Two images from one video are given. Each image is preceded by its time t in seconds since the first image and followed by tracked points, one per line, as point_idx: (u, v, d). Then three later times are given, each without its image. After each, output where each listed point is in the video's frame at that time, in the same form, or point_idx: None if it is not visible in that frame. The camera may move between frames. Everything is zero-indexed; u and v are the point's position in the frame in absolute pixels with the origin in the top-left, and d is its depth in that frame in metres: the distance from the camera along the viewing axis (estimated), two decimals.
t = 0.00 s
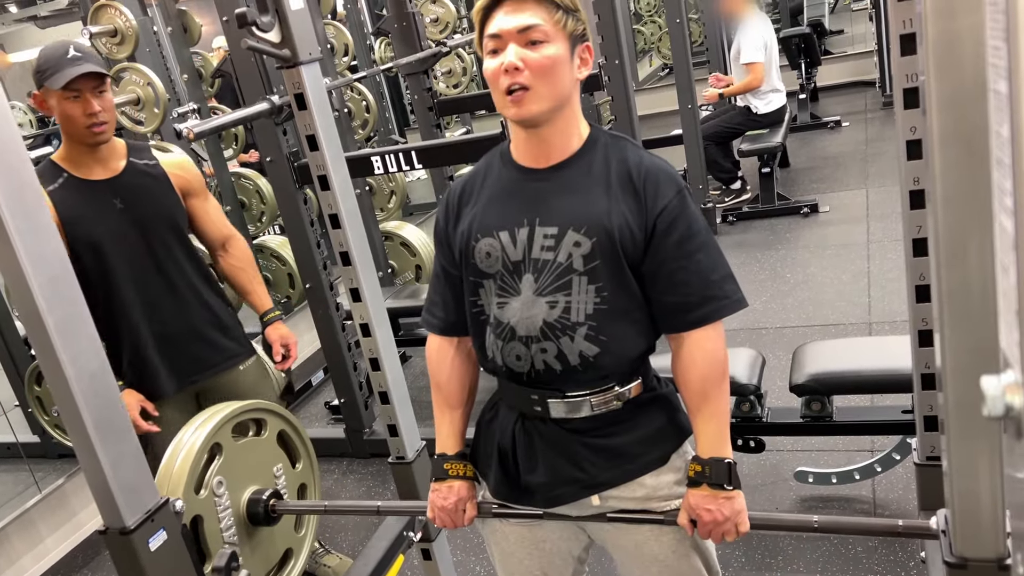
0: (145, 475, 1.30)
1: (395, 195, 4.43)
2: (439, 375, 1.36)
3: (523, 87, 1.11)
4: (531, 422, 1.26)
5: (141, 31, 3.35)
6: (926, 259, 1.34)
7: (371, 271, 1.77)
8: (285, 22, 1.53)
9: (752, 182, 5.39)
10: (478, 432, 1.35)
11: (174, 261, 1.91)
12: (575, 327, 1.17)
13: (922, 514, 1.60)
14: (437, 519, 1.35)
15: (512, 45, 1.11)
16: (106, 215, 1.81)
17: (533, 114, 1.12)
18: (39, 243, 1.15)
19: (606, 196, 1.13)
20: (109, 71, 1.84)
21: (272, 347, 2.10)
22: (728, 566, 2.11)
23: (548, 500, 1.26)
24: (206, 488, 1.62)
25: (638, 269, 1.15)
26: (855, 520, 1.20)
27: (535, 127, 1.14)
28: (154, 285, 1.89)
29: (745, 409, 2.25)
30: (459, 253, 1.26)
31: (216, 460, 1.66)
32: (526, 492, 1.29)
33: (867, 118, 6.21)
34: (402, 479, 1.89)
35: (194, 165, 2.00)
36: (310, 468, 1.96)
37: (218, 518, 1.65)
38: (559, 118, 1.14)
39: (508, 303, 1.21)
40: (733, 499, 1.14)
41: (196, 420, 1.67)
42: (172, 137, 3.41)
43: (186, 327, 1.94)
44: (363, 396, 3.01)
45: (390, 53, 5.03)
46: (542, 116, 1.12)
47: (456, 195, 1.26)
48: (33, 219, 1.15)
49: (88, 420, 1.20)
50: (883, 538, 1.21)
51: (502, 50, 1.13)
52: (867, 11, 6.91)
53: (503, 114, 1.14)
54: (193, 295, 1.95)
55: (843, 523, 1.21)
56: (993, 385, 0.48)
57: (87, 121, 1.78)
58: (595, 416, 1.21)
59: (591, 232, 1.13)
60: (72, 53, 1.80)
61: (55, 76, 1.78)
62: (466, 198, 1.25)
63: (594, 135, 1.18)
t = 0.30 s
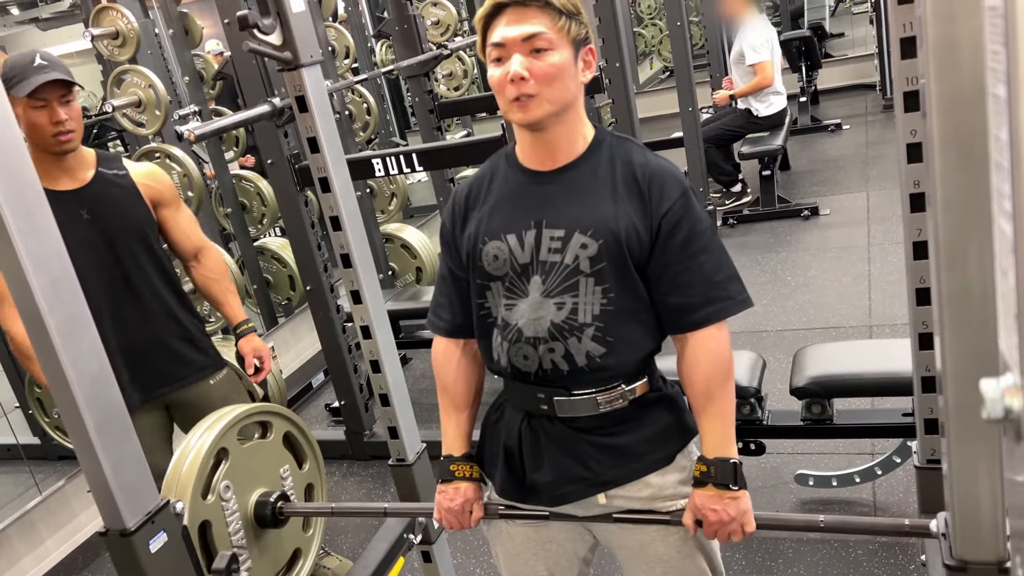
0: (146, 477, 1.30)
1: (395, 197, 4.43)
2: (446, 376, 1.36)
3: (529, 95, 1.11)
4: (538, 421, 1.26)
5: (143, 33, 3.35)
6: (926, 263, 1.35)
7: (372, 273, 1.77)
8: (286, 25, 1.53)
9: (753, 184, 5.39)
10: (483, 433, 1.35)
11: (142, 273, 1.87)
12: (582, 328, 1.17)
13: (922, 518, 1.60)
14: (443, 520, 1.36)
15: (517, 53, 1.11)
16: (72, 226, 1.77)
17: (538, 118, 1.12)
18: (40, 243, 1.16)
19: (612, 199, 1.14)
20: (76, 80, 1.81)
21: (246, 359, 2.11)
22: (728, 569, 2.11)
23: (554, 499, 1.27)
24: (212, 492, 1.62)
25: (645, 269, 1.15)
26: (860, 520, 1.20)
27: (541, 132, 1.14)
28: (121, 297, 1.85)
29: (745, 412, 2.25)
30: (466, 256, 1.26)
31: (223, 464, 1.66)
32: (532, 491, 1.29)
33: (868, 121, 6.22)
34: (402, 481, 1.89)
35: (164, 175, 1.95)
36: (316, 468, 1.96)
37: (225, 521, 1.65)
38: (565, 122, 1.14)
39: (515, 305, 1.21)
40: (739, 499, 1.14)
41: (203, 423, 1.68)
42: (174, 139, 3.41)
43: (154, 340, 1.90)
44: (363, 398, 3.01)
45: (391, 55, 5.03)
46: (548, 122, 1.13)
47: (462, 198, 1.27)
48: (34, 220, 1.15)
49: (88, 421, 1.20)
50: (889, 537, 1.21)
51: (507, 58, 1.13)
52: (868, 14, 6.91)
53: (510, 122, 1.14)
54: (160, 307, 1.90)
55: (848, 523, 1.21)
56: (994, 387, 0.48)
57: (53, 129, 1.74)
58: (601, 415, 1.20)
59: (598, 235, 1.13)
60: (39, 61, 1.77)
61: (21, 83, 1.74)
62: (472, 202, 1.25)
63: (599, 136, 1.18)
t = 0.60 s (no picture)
0: (147, 477, 1.30)
1: (396, 198, 4.43)
2: (444, 385, 1.35)
3: (513, 96, 1.11)
4: (544, 425, 1.27)
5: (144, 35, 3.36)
6: (926, 264, 1.35)
7: (372, 274, 1.77)
8: (287, 26, 1.53)
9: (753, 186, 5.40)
10: (489, 436, 1.35)
11: (118, 284, 1.87)
12: (582, 344, 1.18)
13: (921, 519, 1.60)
14: (450, 522, 1.37)
15: (501, 52, 1.11)
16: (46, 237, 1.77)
17: (523, 122, 1.12)
18: (42, 244, 1.16)
19: (603, 211, 1.13)
20: (55, 87, 1.77)
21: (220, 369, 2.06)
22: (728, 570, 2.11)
23: (563, 500, 1.27)
24: (222, 495, 1.63)
25: (639, 280, 1.15)
26: (862, 519, 1.20)
27: (526, 132, 1.13)
28: (99, 308, 1.85)
29: (746, 413, 2.25)
30: (458, 271, 1.27)
31: (231, 466, 1.67)
32: (539, 492, 1.29)
33: (869, 122, 6.22)
34: (403, 482, 1.89)
35: (141, 184, 1.94)
36: (325, 465, 1.97)
37: (235, 523, 1.65)
38: (551, 122, 1.13)
39: (512, 323, 1.22)
40: (743, 501, 1.15)
41: (209, 427, 1.68)
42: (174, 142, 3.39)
43: (131, 350, 1.90)
44: (364, 399, 3.01)
45: (392, 56, 5.04)
46: (533, 121, 1.12)
47: (449, 211, 1.26)
48: (36, 220, 1.16)
49: (89, 420, 1.20)
50: (891, 534, 1.21)
51: (491, 56, 1.13)
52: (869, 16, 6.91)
53: (493, 119, 1.14)
54: (137, 316, 1.90)
55: (851, 523, 1.21)
56: (991, 388, 0.48)
57: (30, 139, 1.72)
58: (607, 419, 1.22)
59: (591, 251, 1.13)
60: (18, 68, 1.72)
61: None
62: (460, 215, 1.24)
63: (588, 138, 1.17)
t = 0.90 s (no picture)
0: (147, 477, 1.30)
1: (397, 198, 4.43)
2: (444, 402, 1.35)
3: (496, 117, 1.08)
4: (551, 426, 1.27)
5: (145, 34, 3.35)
6: (928, 263, 1.35)
7: (373, 273, 1.77)
8: (288, 25, 1.53)
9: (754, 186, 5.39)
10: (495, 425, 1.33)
11: (110, 284, 1.86)
12: (585, 365, 1.19)
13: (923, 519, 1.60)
14: (455, 528, 1.39)
15: (483, 72, 1.09)
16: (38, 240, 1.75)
17: (508, 144, 1.09)
18: (43, 243, 1.16)
19: (595, 237, 1.11)
20: (38, 91, 1.72)
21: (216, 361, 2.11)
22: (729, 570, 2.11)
23: (570, 497, 1.29)
24: (226, 512, 1.62)
25: (635, 301, 1.14)
26: (861, 525, 1.19)
27: (513, 153, 1.10)
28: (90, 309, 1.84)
29: (747, 412, 2.25)
30: (455, 297, 1.26)
31: (233, 480, 1.66)
32: (545, 490, 1.31)
33: (870, 122, 6.22)
34: (403, 482, 1.89)
35: (129, 180, 1.95)
36: (325, 457, 1.97)
37: (243, 535, 1.65)
38: (538, 142, 1.10)
39: (514, 346, 1.23)
40: (744, 513, 1.16)
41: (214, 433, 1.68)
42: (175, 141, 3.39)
43: (127, 349, 1.90)
44: (365, 399, 3.01)
45: (393, 56, 5.04)
46: (519, 140, 1.09)
47: (439, 238, 1.23)
48: (36, 219, 1.16)
49: (90, 420, 1.20)
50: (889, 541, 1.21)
51: (472, 77, 1.10)
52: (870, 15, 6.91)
53: (477, 141, 1.11)
54: (130, 316, 1.90)
55: (851, 529, 1.21)
56: (995, 386, 0.48)
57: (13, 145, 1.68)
58: (611, 421, 1.22)
59: (585, 282, 1.12)
60: None
61: None
62: (452, 242, 1.22)
63: (575, 155, 1.14)
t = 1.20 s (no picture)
0: (148, 476, 1.30)
1: (397, 196, 4.43)
2: (446, 425, 1.35)
3: (488, 175, 1.05)
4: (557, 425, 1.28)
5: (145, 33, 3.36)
6: (928, 261, 1.35)
7: (373, 271, 1.77)
8: (288, 23, 1.53)
9: (755, 184, 5.40)
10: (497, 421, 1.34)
11: (108, 282, 1.85)
12: (592, 386, 1.20)
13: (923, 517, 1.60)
14: (458, 541, 1.41)
15: (467, 131, 1.04)
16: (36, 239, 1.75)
17: (501, 198, 1.07)
18: (43, 241, 1.16)
19: (592, 268, 1.10)
20: (31, 90, 1.71)
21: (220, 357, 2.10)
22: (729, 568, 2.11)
23: (575, 488, 1.30)
24: (232, 537, 1.61)
25: (634, 325, 1.14)
26: (862, 541, 1.20)
27: (507, 202, 1.08)
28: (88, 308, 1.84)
29: (747, 410, 2.25)
30: (458, 325, 1.26)
31: (235, 505, 1.64)
32: (547, 483, 1.32)
33: (870, 120, 6.21)
34: (403, 480, 1.89)
35: (126, 179, 1.94)
36: (321, 456, 1.95)
37: (253, 556, 1.64)
38: (533, 186, 1.08)
39: (522, 371, 1.24)
40: (744, 531, 1.17)
41: (217, 446, 1.67)
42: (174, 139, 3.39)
43: (127, 347, 1.90)
44: (365, 397, 3.01)
45: (393, 54, 5.03)
46: (512, 193, 1.06)
47: (434, 273, 1.21)
48: (35, 216, 1.15)
49: (90, 418, 1.20)
50: (887, 556, 1.21)
51: (457, 136, 1.06)
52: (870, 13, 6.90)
53: (469, 193, 1.08)
54: (128, 314, 1.90)
55: (852, 543, 1.21)
56: (995, 383, 0.48)
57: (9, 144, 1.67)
58: (615, 419, 1.24)
59: (587, 315, 1.13)
60: None
61: None
62: (445, 277, 1.21)
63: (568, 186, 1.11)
